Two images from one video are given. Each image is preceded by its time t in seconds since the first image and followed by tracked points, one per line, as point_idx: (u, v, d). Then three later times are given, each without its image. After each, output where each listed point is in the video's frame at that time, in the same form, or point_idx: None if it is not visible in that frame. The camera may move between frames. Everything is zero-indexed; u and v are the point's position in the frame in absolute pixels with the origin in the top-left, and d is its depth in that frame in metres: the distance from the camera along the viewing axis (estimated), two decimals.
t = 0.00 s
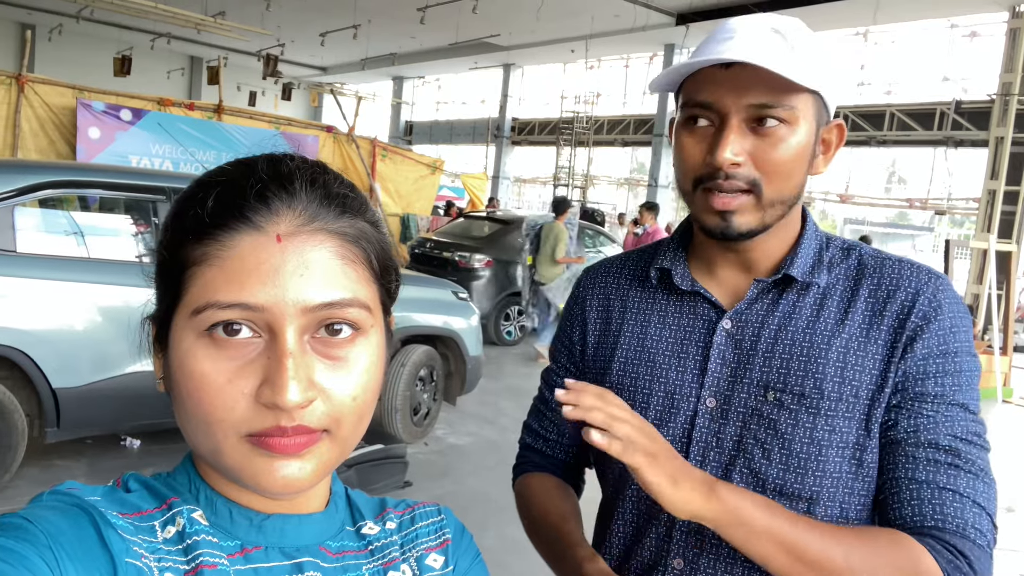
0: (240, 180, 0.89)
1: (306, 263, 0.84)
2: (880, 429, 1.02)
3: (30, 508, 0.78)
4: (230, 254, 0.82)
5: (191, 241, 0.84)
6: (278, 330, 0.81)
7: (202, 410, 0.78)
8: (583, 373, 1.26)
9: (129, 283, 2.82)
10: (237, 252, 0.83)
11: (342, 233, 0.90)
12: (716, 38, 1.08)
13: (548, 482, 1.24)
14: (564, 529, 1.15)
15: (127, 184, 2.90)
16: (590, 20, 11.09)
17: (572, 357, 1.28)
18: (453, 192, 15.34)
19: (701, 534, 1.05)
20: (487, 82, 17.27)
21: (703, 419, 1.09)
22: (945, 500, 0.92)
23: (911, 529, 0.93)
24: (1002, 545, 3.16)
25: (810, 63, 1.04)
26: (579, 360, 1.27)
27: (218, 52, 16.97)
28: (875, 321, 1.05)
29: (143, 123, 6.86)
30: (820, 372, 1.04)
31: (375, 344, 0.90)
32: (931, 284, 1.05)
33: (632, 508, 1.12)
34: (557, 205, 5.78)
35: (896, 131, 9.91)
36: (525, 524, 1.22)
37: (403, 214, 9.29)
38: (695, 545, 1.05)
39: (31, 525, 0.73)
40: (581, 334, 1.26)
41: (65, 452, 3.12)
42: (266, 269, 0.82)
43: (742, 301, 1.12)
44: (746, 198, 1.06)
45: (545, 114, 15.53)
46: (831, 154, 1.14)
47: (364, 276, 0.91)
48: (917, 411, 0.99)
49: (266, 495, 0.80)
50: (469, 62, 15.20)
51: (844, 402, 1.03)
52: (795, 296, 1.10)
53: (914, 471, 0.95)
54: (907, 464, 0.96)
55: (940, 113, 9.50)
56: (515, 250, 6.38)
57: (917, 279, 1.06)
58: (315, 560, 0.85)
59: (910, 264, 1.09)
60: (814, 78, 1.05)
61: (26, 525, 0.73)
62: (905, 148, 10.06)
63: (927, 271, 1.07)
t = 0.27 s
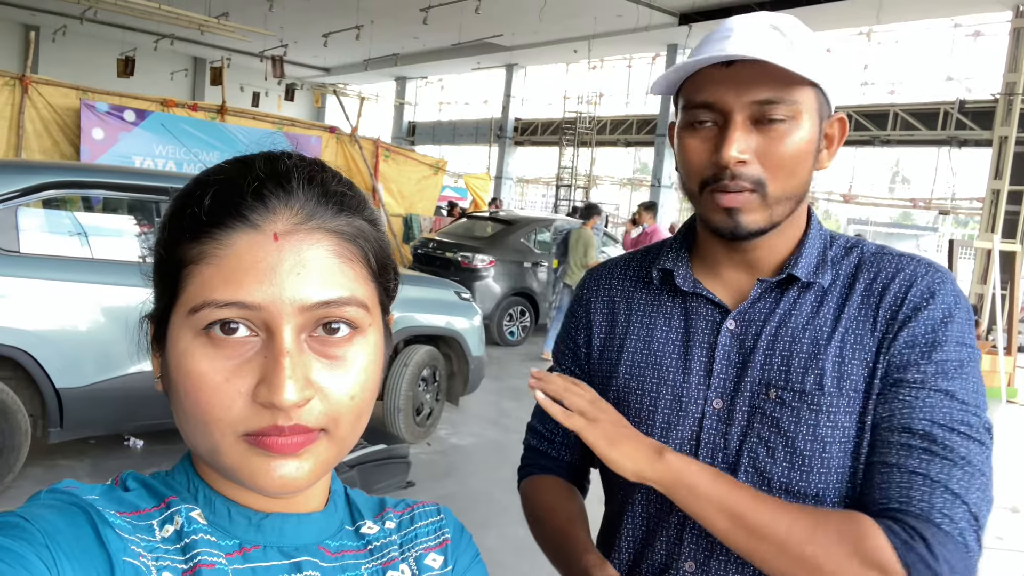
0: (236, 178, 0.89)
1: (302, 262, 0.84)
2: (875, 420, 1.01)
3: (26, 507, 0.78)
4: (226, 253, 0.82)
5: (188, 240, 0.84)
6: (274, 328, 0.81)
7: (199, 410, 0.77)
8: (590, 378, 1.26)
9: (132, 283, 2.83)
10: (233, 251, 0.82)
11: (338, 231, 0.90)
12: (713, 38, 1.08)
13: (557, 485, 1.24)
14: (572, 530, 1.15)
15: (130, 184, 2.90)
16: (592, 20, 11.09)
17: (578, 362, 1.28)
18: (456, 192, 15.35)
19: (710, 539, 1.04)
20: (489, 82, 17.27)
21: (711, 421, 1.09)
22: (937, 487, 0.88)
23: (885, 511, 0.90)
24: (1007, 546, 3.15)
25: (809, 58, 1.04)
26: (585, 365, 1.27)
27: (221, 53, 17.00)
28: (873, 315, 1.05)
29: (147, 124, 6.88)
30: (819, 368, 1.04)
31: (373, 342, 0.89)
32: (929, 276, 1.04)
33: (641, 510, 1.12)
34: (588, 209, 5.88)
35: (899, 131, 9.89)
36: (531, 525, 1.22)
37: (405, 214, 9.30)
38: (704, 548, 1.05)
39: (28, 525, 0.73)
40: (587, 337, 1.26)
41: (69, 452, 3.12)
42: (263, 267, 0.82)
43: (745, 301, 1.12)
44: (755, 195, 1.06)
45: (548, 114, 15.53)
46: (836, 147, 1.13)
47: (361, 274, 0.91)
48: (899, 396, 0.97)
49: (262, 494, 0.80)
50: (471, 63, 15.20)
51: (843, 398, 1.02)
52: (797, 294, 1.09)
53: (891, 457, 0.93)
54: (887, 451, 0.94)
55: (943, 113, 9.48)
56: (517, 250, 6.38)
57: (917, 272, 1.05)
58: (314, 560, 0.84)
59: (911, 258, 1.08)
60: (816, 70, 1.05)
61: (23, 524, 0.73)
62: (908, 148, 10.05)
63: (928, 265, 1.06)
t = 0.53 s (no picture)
0: (239, 176, 0.89)
1: (305, 260, 0.84)
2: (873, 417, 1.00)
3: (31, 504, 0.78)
4: (230, 252, 0.82)
5: (190, 238, 0.84)
6: (278, 326, 0.81)
7: (203, 408, 0.78)
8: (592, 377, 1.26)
9: (134, 283, 2.83)
10: (237, 248, 0.82)
11: (341, 229, 0.90)
12: (719, 37, 1.07)
13: (560, 484, 1.24)
14: (577, 529, 1.15)
15: (132, 184, 2.91)
16: (593, 19, 11.08)
17: (580, 362, 1.28)
18: (457, 192, 15.34)
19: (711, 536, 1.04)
20: (491, 82, 17.27)
21: (710, 418, 1.09)
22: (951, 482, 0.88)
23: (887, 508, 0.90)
24: (1009, 546, 3.14)
25: (815, 57, 1.05)
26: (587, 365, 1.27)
27: (222, 53, 17.02)
28: (871, 312, 1.04)
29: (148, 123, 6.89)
30: (816, 366, 1.03)
31: (376, 339, 0.90)
32: (926, 271, 1.04)
33: (641, 509, 1.12)
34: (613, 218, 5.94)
35: (900, 130, 9.88)
36: (537, 525, 1.22)
37: (407, 214, 9.30)
38: (705, 548, 1.05)
39: (33, 522, 0.73)
40: (588, 338, 1.27)
41: (70, 452, 3.12)
42: (266, 266, 0.82)
43: (743, 298, 1.12)
44: (763, 194, 1.06)
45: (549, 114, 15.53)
46: (833, 146, 1.14)
47: (363, 272, 0.91)
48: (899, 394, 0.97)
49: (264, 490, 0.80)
50: (473, 63, 15.21)
51: (842, 394, 1.02)
52: (795, 291, 1.09)
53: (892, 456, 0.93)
54: (888, 450, 0.94)
55: (945, 113, 9.47)
56: (518, 250, 6.38)
57: (915, 267, 1.04)
58: (317, 556, 0.85)
59: (909, 253, 1.07)
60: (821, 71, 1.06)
61: (29, 521, 0.73)
62: (910, 147, 10.04)
63: (925, 259, 1.06)
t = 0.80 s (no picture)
0: (237, 175, 0.89)
1: (303, 258, 0.84)
2: (886, 427, 1.01)
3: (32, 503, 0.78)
4: (228, 250, 0.82)
5: (189, 238, 0.84)
6: (276, 325, 0.81)
7: (203, 407, 0.78)
8: (589, 379, 1.26)
9: (133, 282, 2.82)
10: (235, 247, 0.82)
11: (339, 227, 0.90)
12: (689, 43, 1.08)
13: (559, 484, 1.24)
14: (573, 529, 1.15)
15: (131, 184, 2.91)
16: (593, 19, 11.07)
17: (577, 364, 1.28)
18: (457, 191, 15.33)
19: (708, 538, 1.04)
20: (490, 82, 17.27)
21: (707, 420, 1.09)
22: (976, 498, 0.91)
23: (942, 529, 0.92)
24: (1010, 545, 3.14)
25: (785, 58, 1.04)
26: (584, 367, 1.27)
27: (222, 52, 17.02)
28: (877, 319, 1.04)
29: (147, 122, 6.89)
30: (822, 374, 1.04)
31: (375, 338, 0.90)
32: (933, 278, 1.04)
33: (640, 509, 1.11)
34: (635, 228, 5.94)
35: (900, 130, 9.89)
36: (536, 525, 1.22)
37: (406, 214, 9.30)
38: (702, 548, 1.05)
39: (34, 520, 0.73)
40: (584, 340, 1.26)
41: (70, 451, 3.12)
42: (264, 264, 0.82)
43: (742, 300, 1.11)
44: (740, 199, 1.06)
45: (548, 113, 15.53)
46: (817, 141, 1.14)
47: (361, 270, 0.90)
48: (932, 413, 0.98)
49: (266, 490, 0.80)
50: (472, 62, 15.21)
51: (847, 403, 1.03)
52: (795, 294, 1.09)
53: (937, 472, 0.94)
54: (929, 466, 0.95)
55: (944, 112, 9.48)
56: (516, 250, 6.37)
57: (919, 273, 1.05)
58: (317, 555, 0.84)
59: (911, 256, 1.08)
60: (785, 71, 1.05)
61: (29, 520, 0.73)
62: (909, 147, 10.05)
63: (928, 264, 1.06)
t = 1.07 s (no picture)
0: (238, 175, 0.89)
1: (305, 259, 0.84)
2: (888, 431, 1.01)
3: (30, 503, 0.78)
4: (230, 251, 0.82)
5: (190, 238, 0.84)
6: (277, 326, 0.81)
7: (202, 408, 0.77)
8: (586, 380, 1.25)
9: (133, 281, 2.82)
10: (237, 248, 0.82)
11: (341, 228, 0.90)
12: (697, 41, 1.07)
13: (554, 486, 1.24)
14: (570, 530, 1.16)
15: (132, 182, 2.90)
16: (593, 19, 11.08)
17: (573, 365, 1.27)
18: (457, 191, 15.34)
19: (707, 541, 1.04)
20: (490, 81, 17.27)
21: (708, 423, 1.09)
22: (972, 502, 0.93)
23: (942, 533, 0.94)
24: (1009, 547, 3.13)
25: (793, 59, 1.04)
26: (581, 367, 1.26)
27: (222, 52, 17.01)
28: (879, 323, 1.05)
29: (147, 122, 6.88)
30: (824, 377, 1.04)
31: (376, 340, 0.90)
32: (934, 283, 1.05)
33: (638, 512, 1.12)
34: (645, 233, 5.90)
35: (900, 131, 9.91)
36: (531, 527, 1.22)
37: (406, 214, 9.31)
38: (701, 551, 1.04)
39: (33, 521, 0.73)
40: (582, 340, 1.26)
41: (69, 450, 3.12)
42: (265, 266, 0.82)
43: (743, 303, 1.11)
44: (745, 200, 1.06)
45: (549, 112, 15.53)
46: (822, 144, 1.14)
47: (362, 272, 0.90)
48: (935, 418, 0.99)
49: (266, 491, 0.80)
50: (472, 62, 15.20)
51: (850, 406, 1.03)
52: (797, 296, 1.09)
53: (938, 477, 0.95)
54: (930, 470, 0.96)
55: (944, 113, 9.48)
56: (516, 249, 6.37)
57: (920, 278, 1.05)
58: (316, 557, 0.84)
59: (912, 261, 1.08)
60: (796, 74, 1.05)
61: (28, 521, 0.73)
62: (909, 147, 10.07)
63: (929, 268, 1.06)
